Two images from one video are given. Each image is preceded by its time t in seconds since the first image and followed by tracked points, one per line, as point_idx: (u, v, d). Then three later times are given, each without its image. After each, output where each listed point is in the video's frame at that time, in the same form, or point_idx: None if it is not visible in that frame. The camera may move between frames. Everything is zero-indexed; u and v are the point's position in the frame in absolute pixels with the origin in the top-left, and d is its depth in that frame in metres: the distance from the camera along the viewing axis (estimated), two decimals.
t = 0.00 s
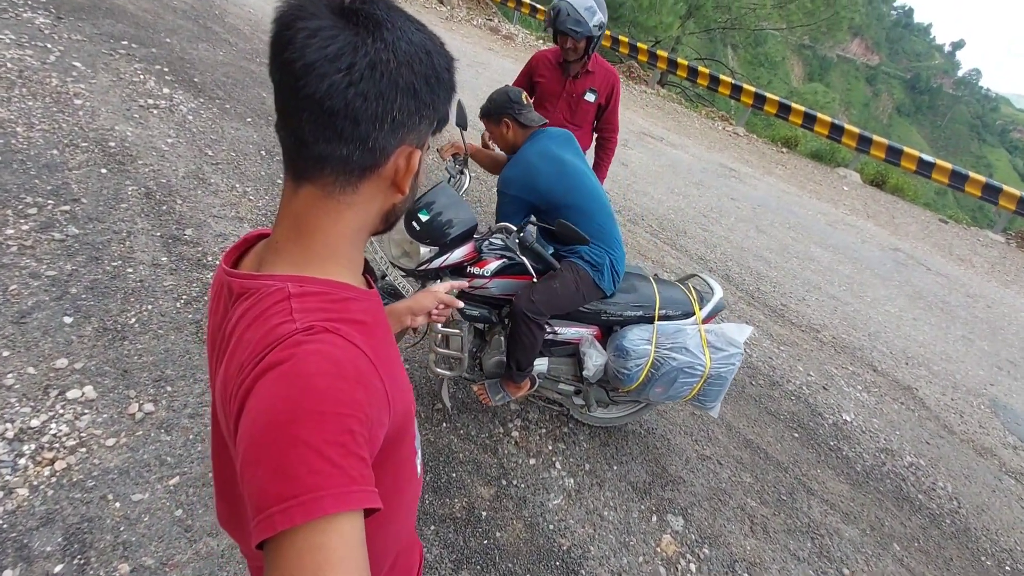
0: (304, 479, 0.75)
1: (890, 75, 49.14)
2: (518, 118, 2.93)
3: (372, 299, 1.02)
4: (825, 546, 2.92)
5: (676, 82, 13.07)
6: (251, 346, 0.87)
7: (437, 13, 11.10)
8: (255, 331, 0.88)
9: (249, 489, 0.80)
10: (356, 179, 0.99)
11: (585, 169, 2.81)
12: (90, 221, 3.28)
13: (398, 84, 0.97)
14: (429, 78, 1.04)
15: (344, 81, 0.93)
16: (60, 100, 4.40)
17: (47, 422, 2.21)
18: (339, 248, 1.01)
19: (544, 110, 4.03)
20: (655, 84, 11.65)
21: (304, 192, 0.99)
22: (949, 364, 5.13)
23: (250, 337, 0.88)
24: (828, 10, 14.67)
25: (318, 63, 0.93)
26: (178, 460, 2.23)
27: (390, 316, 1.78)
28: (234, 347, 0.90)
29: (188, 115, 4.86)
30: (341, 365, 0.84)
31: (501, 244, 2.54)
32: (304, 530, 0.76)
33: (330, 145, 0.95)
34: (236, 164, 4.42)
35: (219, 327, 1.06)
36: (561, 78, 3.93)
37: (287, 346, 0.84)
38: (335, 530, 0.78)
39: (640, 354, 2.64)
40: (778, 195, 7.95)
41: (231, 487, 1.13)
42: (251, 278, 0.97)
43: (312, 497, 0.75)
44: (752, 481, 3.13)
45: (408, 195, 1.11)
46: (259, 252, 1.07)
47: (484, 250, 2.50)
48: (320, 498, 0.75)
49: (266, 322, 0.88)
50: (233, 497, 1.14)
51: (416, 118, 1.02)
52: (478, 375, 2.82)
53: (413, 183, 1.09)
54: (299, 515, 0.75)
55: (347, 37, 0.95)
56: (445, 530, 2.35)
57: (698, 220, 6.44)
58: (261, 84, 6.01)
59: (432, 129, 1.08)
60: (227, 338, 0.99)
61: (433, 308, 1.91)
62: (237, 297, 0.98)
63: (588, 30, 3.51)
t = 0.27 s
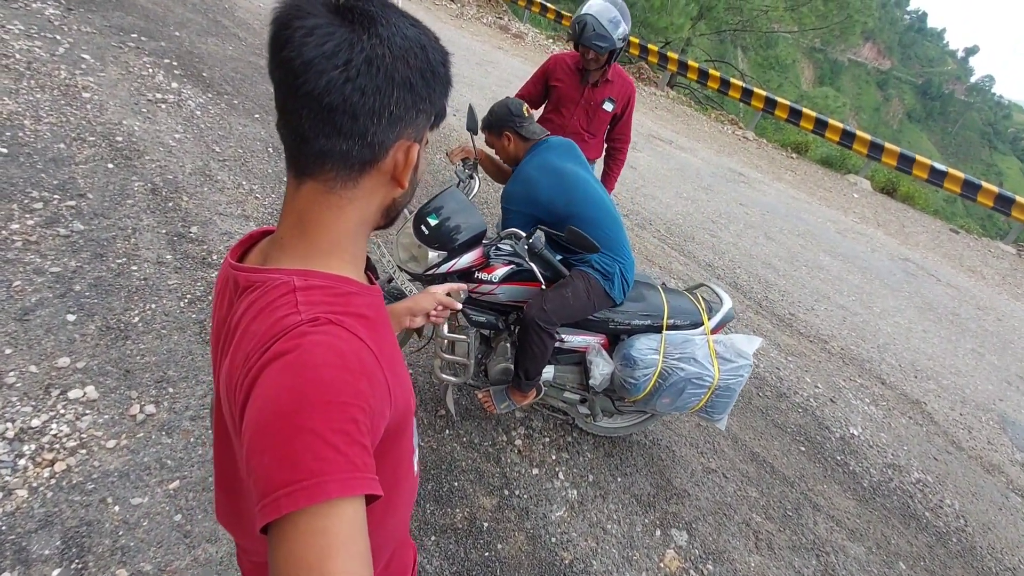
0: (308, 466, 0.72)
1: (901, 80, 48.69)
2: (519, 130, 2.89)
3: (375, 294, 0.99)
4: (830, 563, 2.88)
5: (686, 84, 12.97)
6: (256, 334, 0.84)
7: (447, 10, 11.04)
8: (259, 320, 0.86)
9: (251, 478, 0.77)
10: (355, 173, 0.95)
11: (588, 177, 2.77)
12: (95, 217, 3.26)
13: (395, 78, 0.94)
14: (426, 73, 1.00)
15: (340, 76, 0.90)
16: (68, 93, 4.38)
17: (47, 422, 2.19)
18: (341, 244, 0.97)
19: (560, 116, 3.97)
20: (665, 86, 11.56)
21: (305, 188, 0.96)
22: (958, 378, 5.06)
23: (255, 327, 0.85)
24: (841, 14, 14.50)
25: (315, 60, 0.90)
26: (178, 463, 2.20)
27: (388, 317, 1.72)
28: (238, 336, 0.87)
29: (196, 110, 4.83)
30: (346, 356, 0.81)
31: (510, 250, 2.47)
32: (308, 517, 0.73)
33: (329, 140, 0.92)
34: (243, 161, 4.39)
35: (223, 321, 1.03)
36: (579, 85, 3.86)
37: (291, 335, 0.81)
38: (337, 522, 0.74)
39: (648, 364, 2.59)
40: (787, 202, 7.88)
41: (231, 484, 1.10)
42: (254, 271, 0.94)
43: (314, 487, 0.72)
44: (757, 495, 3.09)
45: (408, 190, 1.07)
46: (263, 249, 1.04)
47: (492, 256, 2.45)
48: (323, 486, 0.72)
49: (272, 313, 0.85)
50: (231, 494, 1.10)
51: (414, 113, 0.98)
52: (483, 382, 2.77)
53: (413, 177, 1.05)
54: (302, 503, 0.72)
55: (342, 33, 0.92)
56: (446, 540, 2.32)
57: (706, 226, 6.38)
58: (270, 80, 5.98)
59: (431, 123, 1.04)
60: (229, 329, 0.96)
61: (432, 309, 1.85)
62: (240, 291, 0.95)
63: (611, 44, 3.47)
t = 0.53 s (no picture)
0: (305, 477, 0.71)
1: (916, 70, 47.74)
2: (524, 130, 2.86)
3: (375, 301, 0.97)
4: (838, 565, 2.86)
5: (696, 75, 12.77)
6: (253, 343, 0.82)
7: None
8: (257, 328, 0.84)
9: (249, 488, 0.75)
10: (355, 179, 0.93)
11: (591, 174, 2.73)
12: (103, 211, 3.26)
13: (394, 83, 0.91)
14: (426, 77, 0.97)
15: (339, 81, 0.87)
16: (75, 85, 4.36)
17: (56, 419, 2.20)
18: (340, 251, 0.95)
19: (565, 110, 3.86)
20: (674, 77, 11.40)
21: (304, 194, 0.93)
22: (970, 377, 4.99)
23: (252, 335, 0.83)
24: (856, 2, 14.19)
25: (314, 65, 0.87)
26: (185, 461, 2.21)
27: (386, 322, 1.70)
28: (235, 344, 0.86)
29: (203, 103, 4.81)
30: (345, 365, 0.79)
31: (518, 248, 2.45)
32: (305, 528, 0.71)
33: (329, 145, 0.89)
34: (249, 154, 4.37)
35: (221, 328, 1.01)
36: (584, 79, 3.77)
37: (289, 343, 0.79)
38: (336, 534, 0.73)
39: (656, 364, 2.57)
40: (798, 196, 7.77)
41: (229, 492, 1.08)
42: (252, 279, 0.92)
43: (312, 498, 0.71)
44: (764, 495, 3.07)
45: (409, 195, 1.04)
46: (261, 254, 1.01)
47: (500, 255, 2.43)
48: (321, 497, 0.70)
49: (269, 321, 0.83)
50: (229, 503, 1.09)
51: (414, 117, 0.95)
52: (489, 381, 2.76)
53: (414, 182, 1.02)
54: (300, 515, 0.70)
55: (340, 37, 0.89)
56: (452, 539, 2.32)
57: (715, 221, 6.30)
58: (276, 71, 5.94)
59: (431, 128, 1.01)
60: (227, 337, 0.94)
61: (431, 313, 1.83)
62: (238, 298, 0.93)
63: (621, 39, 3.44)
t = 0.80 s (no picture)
0: (308, 473, 0.71)
1: (930, 53, 46.71)
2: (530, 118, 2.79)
3: (373, 290, 0.96)
4: (838, 550, 2.88)
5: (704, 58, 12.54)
6: (252, 339, 0.82)
7: None
8: (255, 325, 0.84)
9: (254, 485, 0.76)
10: (346, 167, 0.92)
11: (596, 161, 2.70)
12: (106, 197, 3.27)
13: (379, 65, 0.89)
14: (412, 56, 0.94)
15: (322, 66, 0.85)
16: (77, 70, 4.34)
17: (63, 402, 2.23)
18: (335, 240, 0.94)
19: (559, 90, 3.78)
20: (682, 61, 11.21)
21: (295, 185, 0.93)
22: (977, 365, 4.96)
23: (251, 332, 0.83)
24: None
25: (294, 50, 0.85)
26: (191, 444, 2.24)
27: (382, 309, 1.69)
28: (235, 341, 0.86)
29: (205, 88, 4.78)
30: (344, 358, 0.79)
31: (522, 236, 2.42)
32: (310, 522, 0.72)
33: (317, 134, 0.88)
34: (252, 140, 4.35)
35: (219, 325, 1.01)
36: (576, 58, 3.70)
37: (288, 339, 0.79)
38: (343, 527, 0.74)
39: (659, 351, 2.56)
40: (806, 182, 7.67)
41: (236, 486, 1.09)
42: (247, 273, 0.91)
43: (317, 494, 0.71)
44: (765, 481, 3.08)
45: (403, 180, 1.03)
46: (256, 248, 1.01)
47: (502, 243, 2.40)
48: (325, 492, 0.71)
49: (267, 317, 0.83)
50: (237, 497, 1.09)
51: (403, 99, 0.93)
52: (492, 367, 2.77)
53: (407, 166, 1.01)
54: (305, 512, 0.71)
55: (321, 19, 0.86)
56: (454, 522, 2.35)
57: (720, 207, 6.24)
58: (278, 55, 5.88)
59: (420, 110, 0.99)
60: (227, 333, 0.94)
61: (428, 300, 1.81)
62: (234, 294, 0.93)
63: (615, 14, 3.40)
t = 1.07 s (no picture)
0: (306, 454, 0.74)
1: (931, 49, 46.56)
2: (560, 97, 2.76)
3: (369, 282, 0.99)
4: (837, 542, 2.89)
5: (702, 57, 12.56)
6: (252, 329, 0.85)
7: None
8: (254, 314, 0.86)
9: (253, 467, 0.79)
10: (340, 164, 0.95)
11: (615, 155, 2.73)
12: (110, 200, 3.32)
13: (368, 65, 0.92)
14: (400, 55, 0.98)
15: (313, 68, 0.88)
16: (80, 76, 4.39)
17: (71, 400, 2.27)
18: (331, 234, 0.97)
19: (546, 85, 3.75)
20: (680, 60, 11.24)
21: (290, 182, 0.95)
22: (977, 359, 4.96)
23: (250, 321, 0.86)
24: None
25: (287, 54, 0.88)
26: (196, 440, 2.28)
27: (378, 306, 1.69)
28: (235, 331, 0.88)
29: (206, 92, 4.84)
30: (340, 345, 0.82)
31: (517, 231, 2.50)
32: (308, 501, 0.75)
33: (310, 134, 0.91)
34: (253, 143, 4.41)
35: (217, 317, 1.03)
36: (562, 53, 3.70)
37: (286, 327, 0.82)
38: (339, 505, 0.76)
39: (655, 346, 2.59)
40: (805, 179, 7.68)
41: (235, 475, 1.11)
42: (245, 267, 0.94)
43: (314, 473, 0.74)
44: (764, 475, 3.10)
45: (395, 175, 1.07)
46: (251, 243, 1.03)
47: (499, 240, 2.46)
48: (322, 472, 0.74)
49: (266, 307, 0.86)
50: (236, 485, 1.12)
51: (392, 97, 0.97)
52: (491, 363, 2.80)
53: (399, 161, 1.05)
54: (304, 489, 0.74)
55: (310, 22, 0.89)
56: (454, 514, 2.38)
57: (719, 205, 6.26)
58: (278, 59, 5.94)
59: (409, 107, 1.02)
60: (226, 324, 0.97)
61: (425, 297, 1.80)
62: (232, 286, 0.95)
63: (599, 10, 3.43)
